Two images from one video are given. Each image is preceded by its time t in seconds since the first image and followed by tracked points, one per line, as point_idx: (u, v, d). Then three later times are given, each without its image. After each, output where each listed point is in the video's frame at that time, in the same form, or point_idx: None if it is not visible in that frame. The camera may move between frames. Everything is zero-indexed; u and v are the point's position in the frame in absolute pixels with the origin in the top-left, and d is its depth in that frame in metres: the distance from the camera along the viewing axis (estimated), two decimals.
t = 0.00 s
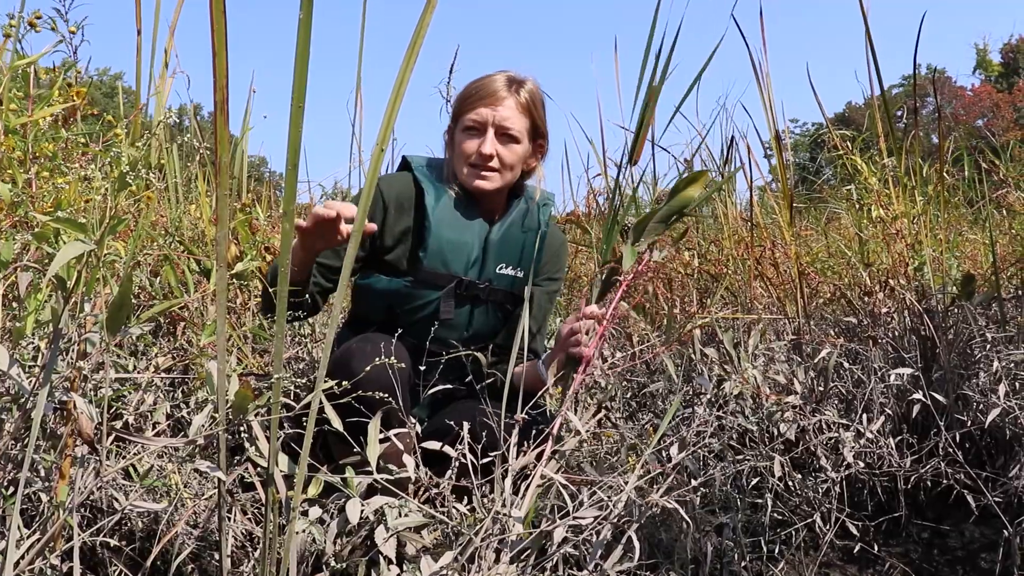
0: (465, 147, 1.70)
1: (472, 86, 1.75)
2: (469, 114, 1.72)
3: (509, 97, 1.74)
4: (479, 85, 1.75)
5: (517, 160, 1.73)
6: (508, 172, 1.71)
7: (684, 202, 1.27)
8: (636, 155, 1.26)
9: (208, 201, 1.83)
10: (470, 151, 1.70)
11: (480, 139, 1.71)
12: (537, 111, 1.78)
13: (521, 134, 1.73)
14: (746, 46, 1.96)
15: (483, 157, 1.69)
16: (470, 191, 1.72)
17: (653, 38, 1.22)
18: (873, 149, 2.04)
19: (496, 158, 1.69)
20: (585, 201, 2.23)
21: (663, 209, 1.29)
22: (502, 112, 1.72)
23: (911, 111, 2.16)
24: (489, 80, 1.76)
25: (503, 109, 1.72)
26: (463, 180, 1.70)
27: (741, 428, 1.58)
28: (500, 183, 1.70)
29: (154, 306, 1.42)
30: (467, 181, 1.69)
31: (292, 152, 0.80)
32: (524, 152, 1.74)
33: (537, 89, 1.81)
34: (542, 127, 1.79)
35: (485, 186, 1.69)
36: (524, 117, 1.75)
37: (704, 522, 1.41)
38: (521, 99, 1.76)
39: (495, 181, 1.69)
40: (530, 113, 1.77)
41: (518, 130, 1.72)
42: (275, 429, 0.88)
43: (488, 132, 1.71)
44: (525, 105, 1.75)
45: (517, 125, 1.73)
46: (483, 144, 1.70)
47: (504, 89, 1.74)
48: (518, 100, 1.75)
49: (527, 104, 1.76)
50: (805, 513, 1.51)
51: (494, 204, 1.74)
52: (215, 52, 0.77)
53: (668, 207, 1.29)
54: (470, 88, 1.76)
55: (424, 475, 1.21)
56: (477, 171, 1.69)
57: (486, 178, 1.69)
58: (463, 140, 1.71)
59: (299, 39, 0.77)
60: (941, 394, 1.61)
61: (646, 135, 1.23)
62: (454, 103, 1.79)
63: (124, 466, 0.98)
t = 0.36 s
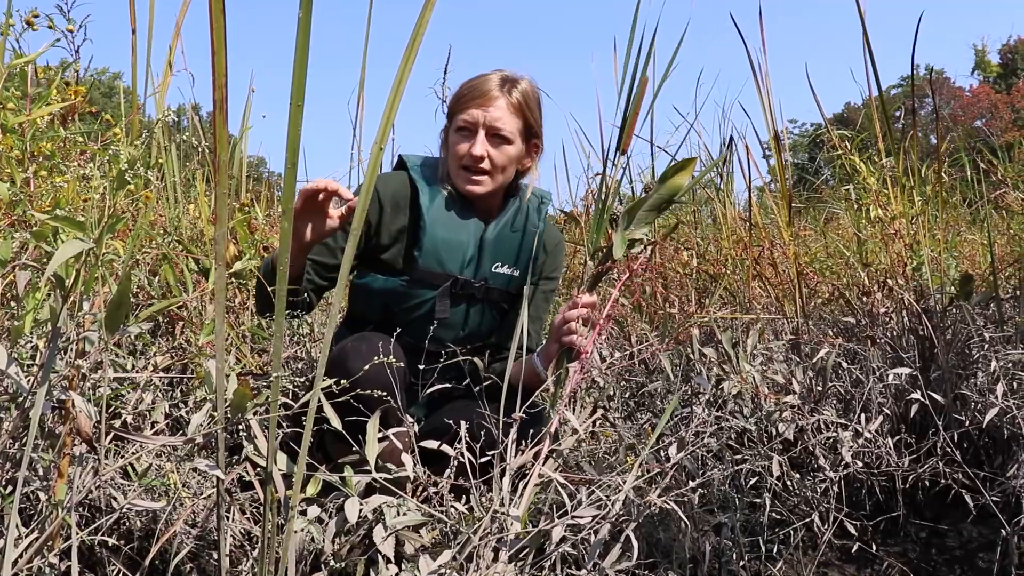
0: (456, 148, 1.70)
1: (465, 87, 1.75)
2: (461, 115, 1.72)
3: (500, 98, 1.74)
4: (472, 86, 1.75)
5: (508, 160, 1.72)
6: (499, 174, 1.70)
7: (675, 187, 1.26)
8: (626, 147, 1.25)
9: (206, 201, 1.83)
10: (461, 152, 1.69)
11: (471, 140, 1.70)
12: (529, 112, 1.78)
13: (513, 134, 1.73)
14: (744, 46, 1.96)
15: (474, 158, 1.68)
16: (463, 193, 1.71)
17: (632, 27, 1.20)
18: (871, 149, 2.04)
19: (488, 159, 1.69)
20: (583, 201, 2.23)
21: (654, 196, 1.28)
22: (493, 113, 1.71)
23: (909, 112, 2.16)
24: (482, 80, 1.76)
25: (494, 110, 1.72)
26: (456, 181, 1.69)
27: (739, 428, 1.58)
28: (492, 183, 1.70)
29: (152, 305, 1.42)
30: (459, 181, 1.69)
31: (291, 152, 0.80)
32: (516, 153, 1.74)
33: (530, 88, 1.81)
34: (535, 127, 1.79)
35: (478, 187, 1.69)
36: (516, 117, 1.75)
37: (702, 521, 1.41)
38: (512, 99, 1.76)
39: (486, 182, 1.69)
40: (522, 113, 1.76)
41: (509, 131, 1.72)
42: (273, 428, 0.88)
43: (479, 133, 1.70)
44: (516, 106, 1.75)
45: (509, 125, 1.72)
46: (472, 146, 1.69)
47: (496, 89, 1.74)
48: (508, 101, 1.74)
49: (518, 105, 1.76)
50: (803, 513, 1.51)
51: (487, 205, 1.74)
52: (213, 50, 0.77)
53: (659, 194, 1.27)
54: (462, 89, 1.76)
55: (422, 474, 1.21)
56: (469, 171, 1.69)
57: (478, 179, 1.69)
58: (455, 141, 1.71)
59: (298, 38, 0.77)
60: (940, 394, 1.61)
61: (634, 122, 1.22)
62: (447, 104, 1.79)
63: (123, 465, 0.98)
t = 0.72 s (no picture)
0: (458, 148, 1.71)
1: (465, 86, 1.75)
2: (462, 114, 1.72)
3: (502, 97, 1.74)
4: (472, 85, 1.75)
5: (509, 159, 1.73)
6: (500, 172, 1.71)
7: (664, 187, 1.27)
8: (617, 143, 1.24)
9: (205, 201, 1.83)
10: (463, 151, 1.70)
11: (473, 139, 1.71)
12: (529, 111, 1.79)
13: (513, 134, 1.73)
14: (743, 47, 1.96)
15: (476, 158, 1.69)
16: (463, 191, 1.72)
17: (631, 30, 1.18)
18: (869, 150, 2.04)
19: (489, 158, 1.70)
20: (582, 202, 2.24)
21: (644, 198, 1.28)
22: (495, 112, 1.72)
23: (907, 113, 2.16)
24: (481, 80, 1.76)
25: (497, 109, 1.72)
26: (457, 180, 1.70)
27: (738, 429, 1.58)
28: (493, 183, 1.70)
29: (152, 306, 1.42)
30: (460, 180, 1.69)
31: (291, 153, 0.80)
32: (517, 151, 1.74)
33: (529, 89, 1.81)
34: (534, 126, 1.80)
35: (479, 187, 1.69)
36: (517, 117, 1.75)
37: (700, 522, 1.41)
38: (513, 99, 1.76)
39: (488, 182, 1.69)
40: (523, 113, 1.77)
41: (512, 130, 1.73)
42: (273, 429, 0.88)
43: (481, 132, 1.71)
44: (518, 105, 1.75)
45: (510, 125, 1.73)
46: (476, 143, 1.70)
47: (497, 89, 1.74)
48: (510, 100, 1.75)
49: (520, 104, 1.76)
50: (802, 514, 1.51)
51: (487, 204, 1.75)
52: (213, 53, 0.77)
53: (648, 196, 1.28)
54: (462, 87, 1.76)
55: (421, 475, 1.21)
56: (471, 171, 1.69)
57: (480, 179, 1.69)
58: (456, 140, 1.71)
59: (298, 40, 0.77)
60: (937, 395, 1.62)
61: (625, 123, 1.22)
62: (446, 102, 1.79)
63: (122, 466, 0.98)
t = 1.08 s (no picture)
0: (462, 147, 1.71)
1: (467, 85, 1.75)
2: (465, 114, 1.72)
3: (505, 97, 1.74)
4: (475, 84, 1.75)
5: (511, 159, 1.74)
6: (503, 172, 1.72)
7: (673, 202, 1.27)
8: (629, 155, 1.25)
9: (205, 201, 1.83)
10: (467, 151, 1.70)
11: (476, 139, 1.71)
12: (531, 111, 1.79)
13: (517, 134, 1.74)
14: (744, 48, 1.96)
15: (480, 158, 1.69)
16: (465, 191, 1.72)
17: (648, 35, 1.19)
18: (869, 151, 2.04)
19: (493, 158, 1.70)
20: (583, 202, 2.24)
21: (652, 209, 1.30)
22: (500, 112, 1.72)
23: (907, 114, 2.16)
24: (484, 79, 1.76)
25: (502, 109, 1.72)
26: (461, 180, 1.70)
27: (738, 430, 1.58)
28: (495, 183, 1.70)
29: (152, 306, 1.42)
30: (464, 180, 1.70)
31: (291, 154, 0.80)
32: (519, 151, 1.75)
33: (530, 89, 1.82)
34: (535, 126, 1.80)
35: (483, 187, 1.69)
36: (520, 117, 1.76)
37: (700, 523, 1.41)
38: (516, 99, 1.77)
39: (492, 182, 1.70)
40: (525, 113, 1.77)
41: (515, 130, 1.73)
42: (273, 428, 0.88)
43: (485, 132, 1.71)
44: (521, 105, 1.76)
45: (513, 125, 1.73)
46: (480, 143, 1.70)
47: (500, 89, 1.75)
48: (514, 101, 1.75)
49: (523, 104, 1.76)
50: (802, 515, 1.51)
51: (488, 204, 1.75)
52: (214, 53, 0.77)
53: (656, 208, 1.29)
54: (465, 87, 1.76)
55: (421, 475, 1.21)
56: (475, 171, 1.69)
57: (483, 179, 1.69)
58: (460, 139, 1.71)
59: (299, 41, 0.77)
60: (937, 396, 1.62)
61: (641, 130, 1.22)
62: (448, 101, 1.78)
63: (122, 466, 0.98)
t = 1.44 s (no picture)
0: (462, 147, 1.70)
1: (466, 86, 1.75)
2: (465, 114, 1.72)
3: (505, 97, 1.74)
4: (475, 84, 1.75)
5: (511, 159, 1.74)
6: (502, 172, 1.71)
7: (674, 203, 1.27)
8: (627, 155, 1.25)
9: (205, 202, 1.83)
10: (467, 151, 1.70)
11: (476, 140, 1.71)
12: (531, 111, 1.79)
13: (517, 134, 1.74)
14: (745, 48, 1.96)
15: (480, 158, 1.69)
16: (464, 191, 1.72)
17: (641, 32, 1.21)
18: (868, 151, 2.03)
19: (493, 158, 1.70)
20: (583, 203, 2.24)
21: (653, 211, 1.29)
22: (500, 112, 1.72)
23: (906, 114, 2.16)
24: (484, 79, 1.76)
25: (501, 109, 1.72)
26: (460, 180, 1.70)
27: (738, 430, 1.58)
28: (495, 183, 1.70)
29: (153, 308, 1.42)
30: (462, 180, 1.69)
31: (292, 155, 0.80)
32: (518, 151, 1.75)
33: (530, 89, 1.81)
34: (535, 126, 1.80)
35: (482, 187, 1.69)
36: (520, 117, 1.75)
37: (701, 523, 1.41)
38: (516, 99, 1.76)
39: (491, 182, 1.69)
40: (524, 113, 1.77)
41: (514, 130, 1.73)
42: (273, 430, 0.88)
43: (485, 132, 1.71)
44: (521, 106, 1.76)
45: (513, 125, 1.73)
46: (480, 143, 1.70)
47: (500, 89, 1.75)
48: (514, 101, 1.75)
49: (522, 104, 1.76)
50: (802, 515, 1.51)
51: (488, 204, 1.75)
52: (215, 56, 0.77)
53: (657, 210, 1.29)
54: (465, 87, 1.76)
55: (422, 476, 1.21)
56: (474, 171, 1.69)
57: (483, 179, 1.69)
58: (460, 139, 1.71)
59: (299, 42, 0.77)
60: (937, 396, 1.62)
61: (638, 128, 1.22)
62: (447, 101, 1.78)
63: (123, 468, 0.98)
